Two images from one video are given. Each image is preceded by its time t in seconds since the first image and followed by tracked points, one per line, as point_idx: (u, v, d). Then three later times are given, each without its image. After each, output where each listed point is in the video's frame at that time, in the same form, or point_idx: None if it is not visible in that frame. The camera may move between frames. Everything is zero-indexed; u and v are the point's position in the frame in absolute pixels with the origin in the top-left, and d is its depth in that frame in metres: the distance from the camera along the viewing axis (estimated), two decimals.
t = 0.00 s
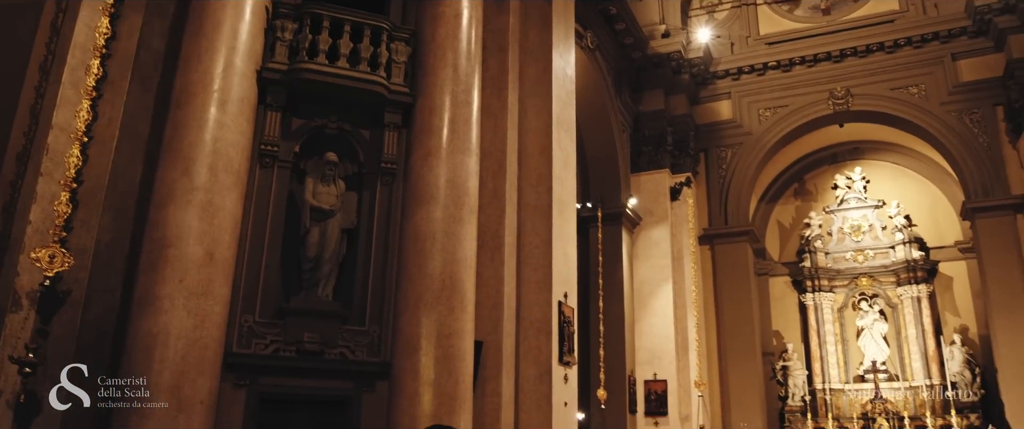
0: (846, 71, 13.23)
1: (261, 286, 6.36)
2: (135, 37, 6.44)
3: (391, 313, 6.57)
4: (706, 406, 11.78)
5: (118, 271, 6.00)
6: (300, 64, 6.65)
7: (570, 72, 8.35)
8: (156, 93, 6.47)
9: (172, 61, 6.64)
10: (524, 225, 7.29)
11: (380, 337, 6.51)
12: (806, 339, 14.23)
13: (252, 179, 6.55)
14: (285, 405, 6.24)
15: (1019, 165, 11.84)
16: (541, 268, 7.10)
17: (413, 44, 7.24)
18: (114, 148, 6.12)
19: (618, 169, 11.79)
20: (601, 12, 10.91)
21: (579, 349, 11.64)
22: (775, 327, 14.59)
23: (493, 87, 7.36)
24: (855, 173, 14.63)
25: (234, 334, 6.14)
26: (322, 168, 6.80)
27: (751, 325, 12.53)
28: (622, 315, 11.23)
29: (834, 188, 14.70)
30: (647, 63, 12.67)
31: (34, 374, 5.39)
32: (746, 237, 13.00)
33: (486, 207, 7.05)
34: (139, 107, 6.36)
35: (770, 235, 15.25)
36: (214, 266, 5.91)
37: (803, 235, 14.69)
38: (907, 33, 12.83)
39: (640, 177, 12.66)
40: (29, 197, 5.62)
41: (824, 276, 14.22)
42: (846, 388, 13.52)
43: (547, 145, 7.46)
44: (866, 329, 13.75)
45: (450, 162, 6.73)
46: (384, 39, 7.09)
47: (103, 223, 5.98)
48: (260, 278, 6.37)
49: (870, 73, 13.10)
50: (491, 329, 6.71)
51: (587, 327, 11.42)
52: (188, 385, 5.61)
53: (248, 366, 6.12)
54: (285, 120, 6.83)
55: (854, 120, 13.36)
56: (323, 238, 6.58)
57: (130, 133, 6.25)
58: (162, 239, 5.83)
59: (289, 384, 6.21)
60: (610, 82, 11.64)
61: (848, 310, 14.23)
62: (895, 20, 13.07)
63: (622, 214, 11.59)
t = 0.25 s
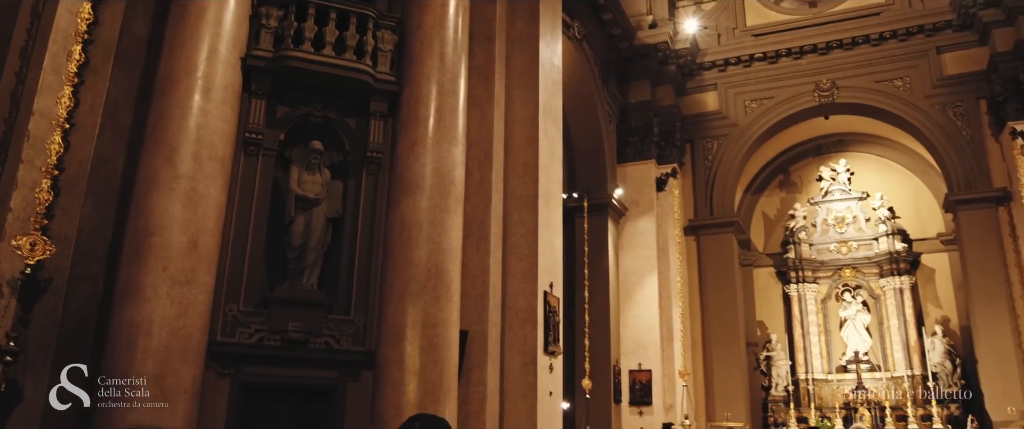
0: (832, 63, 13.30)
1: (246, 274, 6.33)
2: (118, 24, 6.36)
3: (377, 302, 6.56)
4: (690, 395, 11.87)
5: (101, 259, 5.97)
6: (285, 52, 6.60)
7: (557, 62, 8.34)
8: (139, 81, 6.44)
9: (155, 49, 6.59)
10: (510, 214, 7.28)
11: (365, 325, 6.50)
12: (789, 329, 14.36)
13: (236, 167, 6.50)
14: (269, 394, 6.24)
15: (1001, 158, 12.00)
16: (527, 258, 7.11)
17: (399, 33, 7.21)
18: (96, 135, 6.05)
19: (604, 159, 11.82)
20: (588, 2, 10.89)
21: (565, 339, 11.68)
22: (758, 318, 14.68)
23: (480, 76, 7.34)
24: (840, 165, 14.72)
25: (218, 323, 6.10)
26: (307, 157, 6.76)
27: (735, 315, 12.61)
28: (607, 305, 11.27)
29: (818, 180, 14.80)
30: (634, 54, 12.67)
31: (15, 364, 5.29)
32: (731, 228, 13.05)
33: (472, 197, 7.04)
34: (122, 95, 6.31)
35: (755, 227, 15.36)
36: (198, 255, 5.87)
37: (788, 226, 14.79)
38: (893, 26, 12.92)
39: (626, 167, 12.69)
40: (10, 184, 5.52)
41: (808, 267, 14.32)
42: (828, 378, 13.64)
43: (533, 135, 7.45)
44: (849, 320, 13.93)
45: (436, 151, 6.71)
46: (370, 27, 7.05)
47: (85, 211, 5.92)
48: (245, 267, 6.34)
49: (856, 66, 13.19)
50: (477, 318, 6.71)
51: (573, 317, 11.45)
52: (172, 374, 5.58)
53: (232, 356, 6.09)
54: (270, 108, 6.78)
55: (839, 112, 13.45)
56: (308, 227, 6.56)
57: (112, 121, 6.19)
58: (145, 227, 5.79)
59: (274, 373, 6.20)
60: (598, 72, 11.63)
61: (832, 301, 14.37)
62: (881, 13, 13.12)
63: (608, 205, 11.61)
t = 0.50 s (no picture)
0: (819, 55, 13.36)
1: (231, 262, 6.29)
2: (101, 10, 6.29)
3: (363, 291, 6.55)
4: (676, 385, 11.95)
5: (85, 249, 5.91)
6: (271, 39, 6.55)
7: (545, 51, 8.32)
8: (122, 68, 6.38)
9: (139, 36, 6.53)
10: (497, 204, 7.28)
11: (352, 314, 6.49)
12: (775, 319, 14.47)
13: (222, 155, 6.46)
14: (255, 383, 6.20)
15: (985, 150, 12.12)
16: (514, 248, 7.11)
17: (386, 21, 7.18)
18: (80, 122, 5.99)
19: (591, 149, 11.83)
20: None
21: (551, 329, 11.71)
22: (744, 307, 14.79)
23: (467, 65, 7.32)
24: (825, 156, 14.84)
25: (203, 311, 6.07)
26: (293, 145, 6.73)
27: (721, 305, 12.67)
28: (594, 294, 11.31)
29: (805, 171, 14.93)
30: (622, 44, 12.67)
31: None
32: (717, 219, 13.09)
33: (459, 186, 7.03)
34: (106, 82, 6.25)
35: (741, 217, 15.47)
36: (183, 243, 5.83)
37: (774, 217, 14.88)
38: (879, 18, 12.99)
39: (614, 157, 12.70)
40: None
41: (794, 258, 14.42)
42: (812, 368, 13.75)
43: (520, 125, 7.45)
44: (834, 310, 14.03)
45: (423, 140, 6.69)
46: (357, 15, 7.01)
47: (68, 198, 5.85)
48: (230, 255, 6.30)
49: (842, 58, 13.26)
50: (463, 307, 6.71)
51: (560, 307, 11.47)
52: (157, 363, 5.55)
53: (217, 344, 6.06)
54: (256, 95, 6.73)
55: (826, 104, 13.51)
56: (294, 215, 6.55)
57: (96, 108, 6.13)
58: (129, 215, 5.75)
59: (259, 362, 6.18)
60: (585, 62, 11.62)
61: (817, 291, 14.46)
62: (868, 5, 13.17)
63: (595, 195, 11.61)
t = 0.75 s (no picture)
0: (806, 46, 13.40)
1: (216, 250, 6.25)
2: None
3: (349, 280, 6.55)
4: (662, 374, 12.01)
5: (68, 237, 5.83)
6: (257, 26, 6.50)
7: (533, 40, 8.30)
8: (106, 54, 6.29)
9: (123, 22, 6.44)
10: (484, 193, 7.28)
11: (338, 303, 6.48)
12: (760, 309, 14.57)
13: (207, 143, 6.41)
14: (240, 372, 6.20)
15: (969, 142, 12.21)
16: (501, 237, 7.11)
17: (373, 8, 7.14)
18: (62, 109, 5.92)
19: (579, 138, 11.84)
20: None
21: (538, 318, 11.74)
22: (730, 297, 14.88)
23: (455, 54, 7.29)
24: (812, 147, 14.91)
25: (189, 299, 6.03)
26: (279, 132, 6.68)
27: (707, 294, 12.73)
28: (580, 284, 11.34)
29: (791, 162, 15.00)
30: (610, 34, 12.66)
31: None
32: (704, 209, 13.12)
33: (446, 175, 7.01)
34: (89, 68, 6.17)
35: (728, 207, 15.55)
36: (167, 231, 5.78)
37: (760, 207, 14.95)
38: (866, 10, 13.03)
39: (601, 147, 12.70)
40: None
41: (779, 249, 14.51)
42: (797, 358, 13.85)
43: (508, 114, 7.43)
44: (819, 301, 14.11)
45: (410, 128, 6.66)
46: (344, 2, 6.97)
47: (51, 186, 5.78)
48: (215, 243, 6.27)
49: (829, 49, 13.30)
50: (450, 297, 6.71)
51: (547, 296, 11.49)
52: (141, 351, 5.51)
53: (201, 333, 6.02)
54: (241, 83, 6.68)
55: (812, 95, 13.57)
56: (280, 203, 6.51)
57: (80, 94, 6.06)
58: (113, 202, 5.69)
59: (244, 350, 6.15)
60: (573, 51, 11.60)
61: (802, 281, 14.57)
62: None
63: (582, 185, 11.62)
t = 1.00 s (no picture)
0: (792, 38, 13.45)
1: (199, 239, 6.22)
2: None
3: (334, 269, 6.53)
4: (646, 365, 12.08)
5: (50, 226, 5.76)
6: (241, 13, 6.43)
7: (520, 29, 8.28)
8: (87, 40, 6.20)
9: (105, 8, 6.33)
10: (470, 183, 7.26)
11: (322, 292, 6.46)
12: (744, 300, 14.67)
13: (189, 131, 6.36)
14: (224, 362, 6.17)
15: (951, 135, 12.31)
16: (486, 227, 7.11)
17: None
18: (43, 96, 5.84)
19: (565, 129, 11.84)
20: None
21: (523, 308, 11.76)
22: (714, 288, 14.97)
23: (441, 43, 7.26)
24: (797, 139, 15.00)
25: (171, 288, 6.00)
26: (263, 121, 6.64)
27: (691, 285, 12.79)
28: (566, 274, 11.37)
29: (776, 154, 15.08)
30: (596, 24, 12.65)
31: None
32: (689, 200, 13.16)
33: (432, 165, 6.99)
34: (70, 55, 6.08)
35: (713, 198, 15.63)
36: (150, 220, 5.74)
37: (745, 199, 15.03)
38: (852, 3, 13.09)
39: (587, 137, 12.70)
40: None
41: (764, 240, 14.60)
42: (780, 348, 13.96)
43: (494, 104, 7.42)
44: (802, 291, 14.26)
45: (395, 118, 6.63)
46: None
47: (32, 174, 5.71)
48: (199, 232, 6.23)
49: (815, 41, 13.36)
50: (435, 286, 6.70)
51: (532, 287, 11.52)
52: (123, 341, 5.47)
53: (185, 322, 5.99)
54: (225, 71, 6.63)
55: (797, 87, 13.63)
56: (264, 192, 6.48)
57: (60, 81, 5.98)
58: (94, 190, 5.63)
59: (228, 340, 6.13)
60: (560, 41, 11.59)
61: (786, 273, 14.68)
62: None
63: (568, 175, 11.63)
